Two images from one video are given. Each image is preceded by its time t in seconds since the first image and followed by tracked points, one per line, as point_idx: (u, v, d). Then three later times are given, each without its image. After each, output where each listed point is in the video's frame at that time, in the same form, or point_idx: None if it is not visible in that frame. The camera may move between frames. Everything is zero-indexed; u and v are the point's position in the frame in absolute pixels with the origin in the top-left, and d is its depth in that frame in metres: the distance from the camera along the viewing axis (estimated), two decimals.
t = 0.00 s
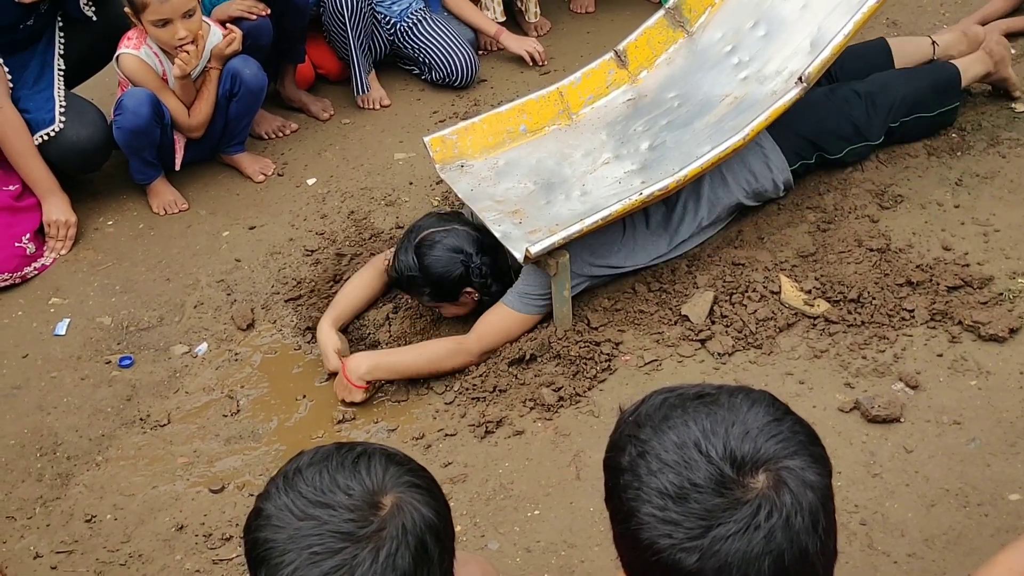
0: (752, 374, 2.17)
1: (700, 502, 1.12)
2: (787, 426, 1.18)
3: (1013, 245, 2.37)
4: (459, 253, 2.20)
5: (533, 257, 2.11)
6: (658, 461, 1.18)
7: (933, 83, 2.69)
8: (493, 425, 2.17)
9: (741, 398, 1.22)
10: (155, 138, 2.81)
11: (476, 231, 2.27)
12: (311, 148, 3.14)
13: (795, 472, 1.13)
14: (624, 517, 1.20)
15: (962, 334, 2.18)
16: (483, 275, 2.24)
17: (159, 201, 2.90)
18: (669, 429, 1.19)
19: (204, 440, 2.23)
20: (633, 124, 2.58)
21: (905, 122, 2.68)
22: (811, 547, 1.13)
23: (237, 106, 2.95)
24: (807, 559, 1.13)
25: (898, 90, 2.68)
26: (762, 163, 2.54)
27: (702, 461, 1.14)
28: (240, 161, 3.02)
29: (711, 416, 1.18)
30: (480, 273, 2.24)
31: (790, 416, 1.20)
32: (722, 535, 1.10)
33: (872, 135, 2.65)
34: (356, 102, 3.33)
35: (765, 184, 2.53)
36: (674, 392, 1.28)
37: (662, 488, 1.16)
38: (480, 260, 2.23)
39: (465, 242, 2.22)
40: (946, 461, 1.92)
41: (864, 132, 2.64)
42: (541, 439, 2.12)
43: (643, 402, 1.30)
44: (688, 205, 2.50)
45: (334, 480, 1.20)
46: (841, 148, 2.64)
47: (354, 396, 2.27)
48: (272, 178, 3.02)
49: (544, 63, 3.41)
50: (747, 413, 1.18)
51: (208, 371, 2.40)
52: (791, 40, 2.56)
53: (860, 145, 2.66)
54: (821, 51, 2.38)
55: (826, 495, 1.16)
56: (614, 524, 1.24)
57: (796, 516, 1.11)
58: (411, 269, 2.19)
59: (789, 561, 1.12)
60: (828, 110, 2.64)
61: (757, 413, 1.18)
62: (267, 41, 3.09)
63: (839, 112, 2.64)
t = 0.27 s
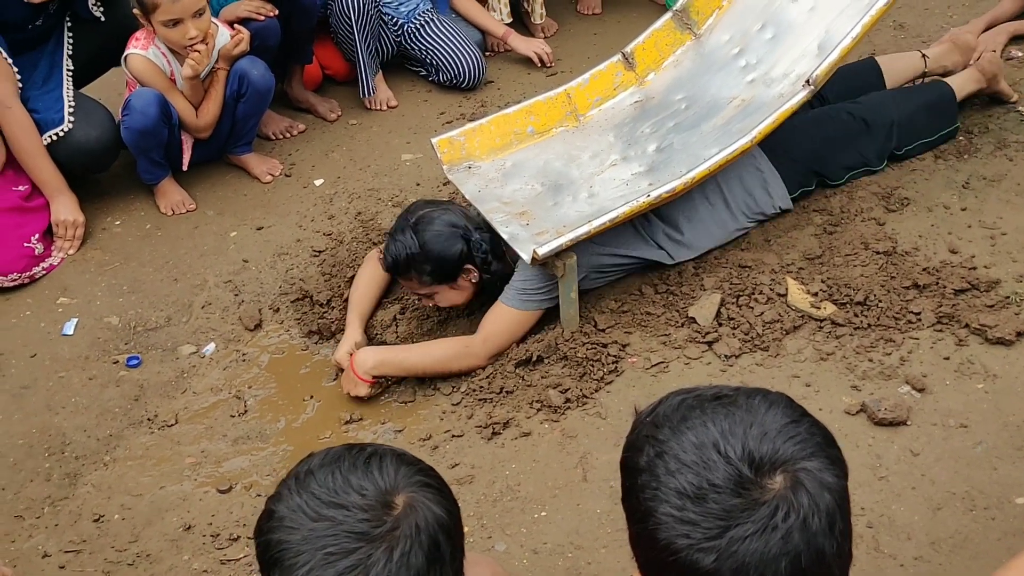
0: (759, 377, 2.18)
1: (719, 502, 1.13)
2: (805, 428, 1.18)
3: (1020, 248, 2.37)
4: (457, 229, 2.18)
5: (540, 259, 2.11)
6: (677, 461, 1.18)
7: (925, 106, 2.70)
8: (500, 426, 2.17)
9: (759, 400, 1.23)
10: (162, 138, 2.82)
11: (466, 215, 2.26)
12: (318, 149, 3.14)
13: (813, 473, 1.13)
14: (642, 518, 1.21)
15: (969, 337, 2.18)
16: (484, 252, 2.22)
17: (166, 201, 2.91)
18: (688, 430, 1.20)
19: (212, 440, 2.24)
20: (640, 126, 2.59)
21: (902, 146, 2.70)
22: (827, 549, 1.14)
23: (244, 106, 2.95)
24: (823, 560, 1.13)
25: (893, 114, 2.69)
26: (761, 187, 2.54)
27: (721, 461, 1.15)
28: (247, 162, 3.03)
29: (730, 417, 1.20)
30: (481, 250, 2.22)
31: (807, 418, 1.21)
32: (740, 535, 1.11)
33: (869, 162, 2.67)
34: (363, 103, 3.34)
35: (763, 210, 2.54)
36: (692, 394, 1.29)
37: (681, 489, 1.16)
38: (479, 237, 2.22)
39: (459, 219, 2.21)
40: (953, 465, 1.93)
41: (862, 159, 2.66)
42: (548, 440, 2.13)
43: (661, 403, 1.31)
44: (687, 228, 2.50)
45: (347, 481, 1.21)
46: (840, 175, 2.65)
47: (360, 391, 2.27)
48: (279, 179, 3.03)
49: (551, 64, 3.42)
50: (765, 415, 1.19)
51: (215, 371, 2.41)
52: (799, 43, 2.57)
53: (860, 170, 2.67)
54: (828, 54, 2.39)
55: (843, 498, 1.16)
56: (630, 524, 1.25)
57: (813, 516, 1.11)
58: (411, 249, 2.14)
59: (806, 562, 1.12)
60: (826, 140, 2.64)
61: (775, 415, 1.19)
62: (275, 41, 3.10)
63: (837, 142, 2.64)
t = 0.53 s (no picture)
0: (764, 381, 2.18)
1: (729, 510, 1.13)
2: (813, 435, 1.19)
3: None
4: (478, 227, 2.22)
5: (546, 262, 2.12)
6: (686, 469, 1.18)
7: (924, 85, 2.72)
8: (505, 429, 2.17)
9: (767, 407, 1.23)
10: (169, 141, 2.82)
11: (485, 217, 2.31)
12: (324, 151, 3.15)
13: (823, 480, 1.14)
14: (650, 526, 1.21)
15: (975, 343, 2.18)
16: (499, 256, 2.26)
17: (173, 203, 2.91)
18: (697, 437, 1.20)
19: (218, 442, 2.24)
20: (646, 129, 2.59)
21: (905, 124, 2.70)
22: (836, 556, 1.14)
23: (251, 109, 2.96)
24: (832, 567, 1.14)
25: (893, 96, 2.70)
26: (771, 192, 2.54)
27: (730, 469, 1.15)
28: (254, 164, 3.04)
29: (738, 425, 1.20)
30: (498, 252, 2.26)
31: (814, 424, 1.21)
32: (750, 543, 1.11)
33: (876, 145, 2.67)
34: (369, 106, 3.34)
35: (774, 216, 2.54)
36: (698, 401, 1.29)
37: (690, 497, 1.16)
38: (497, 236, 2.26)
39: (481, 218, 2.25)
40: (958, 470, 1.93)
41: (869, 144, 2.65)
42: (553, 444, 2.13)
43: (666, 412, 1.31)
44: (699, 231, 2.49)
45: (354, 488, 1.21)
46: (849, 163, 2.63)
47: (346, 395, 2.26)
48: (285, 181, 3.03)
49: (557, 67, 3.42)
50: (773, 422, 1.19)
51: (221, 373, 2.41)
52: (806, 47, 2.57)
53: (869, 159, 2.66)
54: (836, 58, 2.39)
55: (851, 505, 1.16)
56: (637, 533, 1.25)
57: (823, 524, 1.11)
58: (433, 236, 2.16)
59: (815, 570, 1.12)
60: (829, 126, 2.64)
61: (783, 422, 1.19)
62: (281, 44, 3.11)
63: (839, 125, 2.64)
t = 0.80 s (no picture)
0: (768, 384, 2.17)
1: (715, 515, 1.13)
2: (801, 439, 1.18)
3: None
4: (473, 216, 2.24)
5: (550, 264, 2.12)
6: (673, 475, 1.18)
7: (929, 87, 2.72)
8: (508, 431, 2.17)
9: (755, 412, 1.22)
10: (174, 141, 2.83)
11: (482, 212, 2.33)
12: (329, 152, 3.15)
13: (810, 485, 1.13)
14: (637, 532, 1.21)
15: (980, 346, 2.17)
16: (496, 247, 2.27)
17: (177, 203, 2.92)
18: (684, 443, 1.20)
19: (221, 442, 2.24)
20: (650, 131, 2.58)
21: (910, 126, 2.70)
22: (824, 560, 1.14)
23: (256, 109, 2.96)
24: (820, 572, 1.14)
25: (898, 97, 2.70)
26: (773, 194, 2.54)
27: (717, 474, 1.15)
28: (258, 165, 3.04)
29: (726, 430, 1.19)
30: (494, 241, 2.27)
31: (802, 429, 1.20)
32: (736, 548, 1.11)
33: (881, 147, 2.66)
34: (374, 106, 3.34)
35: (777, 218, 2.54)
36: (687, 405, 1.29)
37: (676, 502, 1.16)
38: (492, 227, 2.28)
39: (477, 208, 2.28)
40: (963, 474, 1.92)
41: (874, 146, 2.65)
42: (556, 446, 2.13)
43: (656, 416, 1.31)
44: (702, 234, 2.49)
45: (357, 491, 1.21)
46: (853, 164, 2.63)
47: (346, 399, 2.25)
48: (290, 181, 3.04)
49: (561, 69, 3.42)
50: (761, 427, 1.19)
51: (225, 373, 2.42)
52: (811, 49, 2.57)
53: (874, 162, 2.66)
54: (841, 61, 2.38)
55: (839, 509, 1.16)
56: (626, 538, 1.25)
57: (810, 529, 1.11)
58: (429, 223, 2.18)
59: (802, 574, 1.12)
60: (833, 127, 2.64)
61: (771, 426, 1.19)
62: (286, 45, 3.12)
63: (843, 126, 2.64)
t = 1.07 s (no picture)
0: (771, 385, 2.17)
1: (701, 521, 1.12)
2: (788, 444, 1.18)
3: None
4: (481, 215, 2.23)
5: (553, 265, 2.12)
6: (659, 480, 1.18)
7: (937, 89, 2.71)
8: (510, 432, 2.17)
9: (742, 416, 1.22)
10: (177, 141, 2.83)
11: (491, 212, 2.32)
12: (332, 152, 3.15)
13: (796, 490, 1.13)
14: (625, 537, 1.21)
15: (983, 348, 2.17)
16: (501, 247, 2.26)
17: (180, 203, 2.92)
18: (670, 448, 1.19)
19: (223, 442, 2.24)
20: (654, 132, 2.58)
21: (915, 128, 2.69)
22: (813, 565, 1.13)
23: (259, 109, 2.96)
24: None
25: (904, 98, 2.69)
26: (775, 195, 2.53)
27: (703, 480, 1.14)
28: (261, 165, 3.04)
29: (712, 435, 1.19)
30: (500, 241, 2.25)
31: (790, 433, 1.20)
32: (723, 554, 1.11)
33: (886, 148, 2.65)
34: (377, 106, 3.34)
35: (779, 219, 2.53)
36: (674, 410, 1.28)
37: (663, 508, 1.16)
38: (499, 229, 2.26)
39: (486, 207, 2.26)
40: (966, 477, 1.91)
41: (878, 148, 2.64)
42: (558, 447, 2.12)
43: (644, 421, 1.30)
44: (705, 236, 2.48)
45: (360, 491, 1.21)
46: (858, 165, 2.62)
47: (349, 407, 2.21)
48: (293, 181, 3.04)
49: (564, 70, 3.42)
50: (748, 432, 1.18)
51: (227, 373, 2.41)
52: (815, 50, 2.56)
53: (878, 163, 2.65)
54: (844, 62, 2.38)
55: (828, 513, 1.16)
56: (616, 543, 1.24)
57: (797, 534, 1.10)
58: (435, 215, 2.17)
59: None
60: (837, 129, 2.63)
61: (758, 431, 1.18)
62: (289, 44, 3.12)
63: (847, 128, 2.64)
